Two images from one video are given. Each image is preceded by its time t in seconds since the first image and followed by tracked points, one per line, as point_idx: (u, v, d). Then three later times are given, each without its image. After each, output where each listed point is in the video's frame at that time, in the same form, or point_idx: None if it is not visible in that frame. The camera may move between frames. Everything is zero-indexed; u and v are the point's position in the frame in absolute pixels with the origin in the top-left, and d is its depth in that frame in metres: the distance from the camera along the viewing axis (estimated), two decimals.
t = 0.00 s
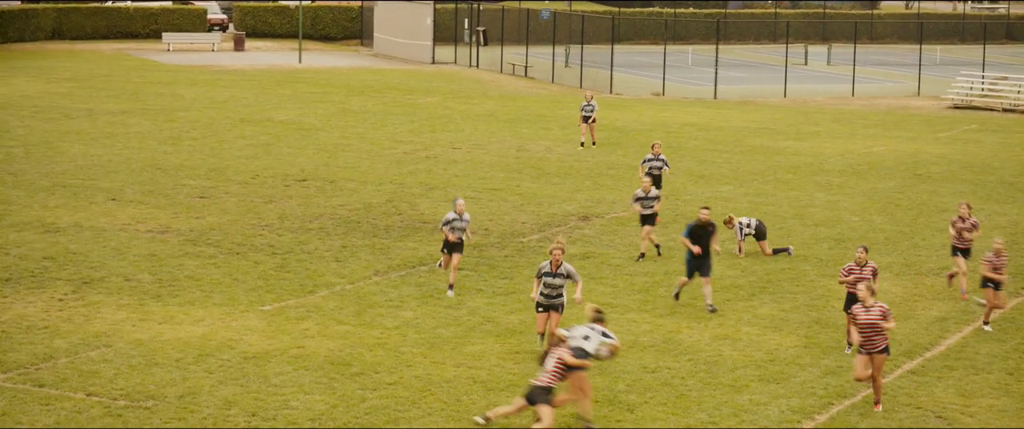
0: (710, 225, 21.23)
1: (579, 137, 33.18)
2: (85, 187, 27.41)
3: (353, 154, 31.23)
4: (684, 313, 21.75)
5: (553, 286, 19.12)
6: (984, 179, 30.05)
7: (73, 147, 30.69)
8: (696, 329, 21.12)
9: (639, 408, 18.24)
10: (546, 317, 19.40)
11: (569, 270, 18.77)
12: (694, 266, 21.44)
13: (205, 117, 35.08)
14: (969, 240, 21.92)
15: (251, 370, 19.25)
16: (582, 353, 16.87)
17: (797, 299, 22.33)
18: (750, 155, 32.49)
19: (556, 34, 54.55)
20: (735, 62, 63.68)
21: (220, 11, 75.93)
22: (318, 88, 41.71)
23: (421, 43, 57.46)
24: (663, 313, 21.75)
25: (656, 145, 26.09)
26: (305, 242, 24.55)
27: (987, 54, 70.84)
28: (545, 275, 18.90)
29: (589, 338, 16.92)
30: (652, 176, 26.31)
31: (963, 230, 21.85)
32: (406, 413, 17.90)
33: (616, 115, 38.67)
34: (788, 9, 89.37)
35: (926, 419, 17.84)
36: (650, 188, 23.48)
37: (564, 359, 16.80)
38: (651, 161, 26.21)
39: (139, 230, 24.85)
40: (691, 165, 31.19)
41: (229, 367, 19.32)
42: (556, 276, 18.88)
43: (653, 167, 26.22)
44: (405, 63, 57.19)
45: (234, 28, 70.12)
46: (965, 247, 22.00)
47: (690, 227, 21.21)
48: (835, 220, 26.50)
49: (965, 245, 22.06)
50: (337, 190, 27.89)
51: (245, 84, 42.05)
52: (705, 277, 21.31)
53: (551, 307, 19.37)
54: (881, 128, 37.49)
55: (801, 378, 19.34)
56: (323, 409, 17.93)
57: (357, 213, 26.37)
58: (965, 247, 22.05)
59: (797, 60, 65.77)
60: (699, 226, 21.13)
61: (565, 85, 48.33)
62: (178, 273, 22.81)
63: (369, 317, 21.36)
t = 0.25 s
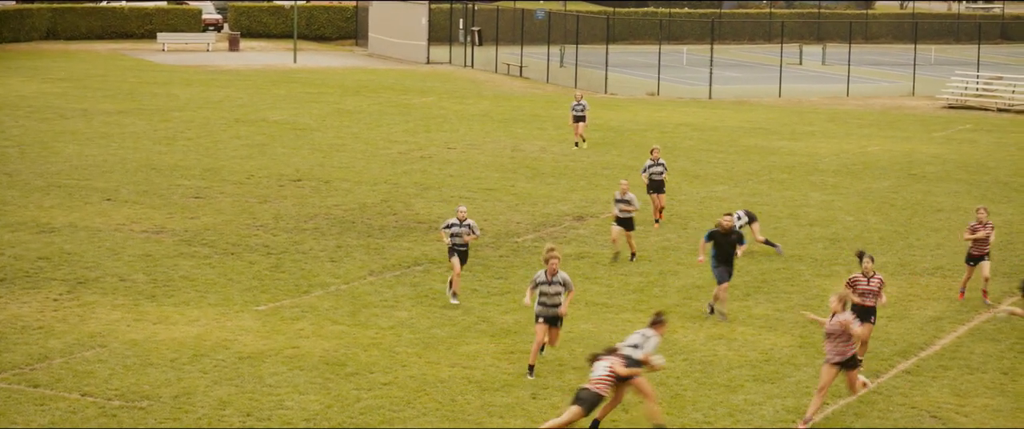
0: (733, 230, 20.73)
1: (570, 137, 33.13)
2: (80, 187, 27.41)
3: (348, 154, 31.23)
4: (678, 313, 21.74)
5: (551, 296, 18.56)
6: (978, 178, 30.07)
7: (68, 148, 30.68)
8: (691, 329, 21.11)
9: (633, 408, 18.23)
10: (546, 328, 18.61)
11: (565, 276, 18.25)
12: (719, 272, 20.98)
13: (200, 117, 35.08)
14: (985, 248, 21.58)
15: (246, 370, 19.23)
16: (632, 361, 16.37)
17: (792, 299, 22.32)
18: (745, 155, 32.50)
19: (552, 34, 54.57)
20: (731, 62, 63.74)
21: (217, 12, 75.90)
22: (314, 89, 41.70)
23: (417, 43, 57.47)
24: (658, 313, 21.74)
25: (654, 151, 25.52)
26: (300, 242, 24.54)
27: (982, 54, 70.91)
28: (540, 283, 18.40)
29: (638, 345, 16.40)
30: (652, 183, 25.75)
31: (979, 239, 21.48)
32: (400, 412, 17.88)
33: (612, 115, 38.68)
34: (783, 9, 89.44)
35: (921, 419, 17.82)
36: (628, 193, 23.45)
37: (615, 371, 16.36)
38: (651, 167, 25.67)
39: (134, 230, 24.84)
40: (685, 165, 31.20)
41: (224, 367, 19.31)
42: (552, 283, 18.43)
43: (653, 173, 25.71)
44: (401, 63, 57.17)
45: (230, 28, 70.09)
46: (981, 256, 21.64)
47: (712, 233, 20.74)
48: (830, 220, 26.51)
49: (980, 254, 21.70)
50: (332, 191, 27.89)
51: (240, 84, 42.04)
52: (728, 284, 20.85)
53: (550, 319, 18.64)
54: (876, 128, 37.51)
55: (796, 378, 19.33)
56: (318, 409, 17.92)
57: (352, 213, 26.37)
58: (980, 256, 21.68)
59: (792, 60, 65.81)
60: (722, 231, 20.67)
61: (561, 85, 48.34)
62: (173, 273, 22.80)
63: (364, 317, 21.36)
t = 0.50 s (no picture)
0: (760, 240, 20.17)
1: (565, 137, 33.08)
2: (79, 186, 27.41)
3: (347, 153, 31.23)
4: (677, 313, 21.74)
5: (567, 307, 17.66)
6: (977, 178, 30.07)
7: (67, 147, 30.68)
8: (690, 329, 21.12)
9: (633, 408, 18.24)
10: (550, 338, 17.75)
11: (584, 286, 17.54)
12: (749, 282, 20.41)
13: (199, 116, 35.07)
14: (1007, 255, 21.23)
15: (245, 369, 19.23)
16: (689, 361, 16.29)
17: (790, 299, 22.33)
18: (744, 154, 32.51)
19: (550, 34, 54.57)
20: (729, 62, 63.74)
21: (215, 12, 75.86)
22: (312, 88, 41.68)
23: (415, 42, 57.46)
24: (657, 312, 21.74)
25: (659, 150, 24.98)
26: (299, 242, 24.54)
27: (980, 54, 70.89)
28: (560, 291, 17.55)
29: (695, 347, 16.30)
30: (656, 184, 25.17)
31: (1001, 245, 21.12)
32: (399, 412, 17.88)
33: (610, 115, 38.68)
34: (782, 9, 89.48)
35: (920, 418, 17.82)
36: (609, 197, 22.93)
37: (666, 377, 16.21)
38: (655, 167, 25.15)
39: (133, 229, 24.85)
40: (684, 165, 31.20)
41: (223, 367, 19.31)
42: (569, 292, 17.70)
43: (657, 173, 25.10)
44: (398, 62, 57.15)
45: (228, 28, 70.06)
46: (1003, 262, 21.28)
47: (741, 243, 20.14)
48: (828, 220, 26.51)
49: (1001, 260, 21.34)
50: (331, 190, 27.88)
51: (239, 84, 42.02)
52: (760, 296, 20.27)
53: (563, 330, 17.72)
54: (874, 128, 37.51)
55: (795, 378, 19.33)
56: (317, 409, 17.92)
57: (351, 212, 26.36)
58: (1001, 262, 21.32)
59: (791, 60, 65.80)
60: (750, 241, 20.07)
61: (559, 84, 48.34)
62: (172, 273, 22.80)
63: (363, 317, 21.36)
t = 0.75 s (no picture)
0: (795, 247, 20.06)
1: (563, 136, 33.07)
2: (78, 186, 27.41)
3: (347, 153, 31.22)
4: (677, 312, 21.75)
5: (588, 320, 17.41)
6: (977, 178, 30.06)
7: (67, 147, 30.67)
8: (689, 328, 21.12)
9: (632, 407, 18.24)
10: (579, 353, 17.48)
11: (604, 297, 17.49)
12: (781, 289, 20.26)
13: (199, 116, 35.06)
14: None
15: (244, 369, 19.23)
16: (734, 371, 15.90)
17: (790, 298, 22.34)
18: (743, 154, 32.51)
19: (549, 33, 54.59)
20: (728, 62, 63.72)
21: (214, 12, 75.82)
22: (312, 87, 41.67)
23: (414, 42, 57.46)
24: (656, 312, 21.75)
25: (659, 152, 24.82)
26: (299, 242, 24.54)
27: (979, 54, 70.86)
28: (579, 303, 17.39)
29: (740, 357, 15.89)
30: (655, 185, 25.02)
31: None
32: (399, 412, 17.88)
33: (610, 114, 38.68)
34: (782, 8, 89.43)
35: (919, 418, 17.83)
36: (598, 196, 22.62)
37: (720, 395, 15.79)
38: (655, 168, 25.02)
39: (132, 229, 24.85)
40: (684, 164, 31.20)
41: (223, 366, 19.31)
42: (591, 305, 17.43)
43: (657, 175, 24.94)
44: (398, 62, 57.12)
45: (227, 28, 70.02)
46: None
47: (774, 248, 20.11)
48: (828, 219, 26.51)
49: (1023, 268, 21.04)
50: (330, 190, 27.88)
51: (238, 83, 42.01)
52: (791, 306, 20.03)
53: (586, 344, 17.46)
54: (874, 127, 37.50)
55: (795, 378, 19.34)
56: (317, 408, 17.92)
57: (350, 212, 26.36)
58: None
59: (790, 59, 65.77)
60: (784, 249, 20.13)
61: (558, 84, 48.34)
62: (172, 272, 22.80)
63: (363, 316, 21.36)
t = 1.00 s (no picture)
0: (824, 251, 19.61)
1: (557, 136, 33.07)
2: (73, 186, 27.39)
3: (342, 153, 31.22)
4: (672, 312, 21.75)
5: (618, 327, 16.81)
6: (972, 178, 30.07)
7: (62, 147, 30.65)
8: (684, 328, 21.12)
9: (627, 406, 18.24)
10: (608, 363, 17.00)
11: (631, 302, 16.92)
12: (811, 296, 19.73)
13: (193, 116, 35.04)
14: None
15: (239, 369, 19.22)
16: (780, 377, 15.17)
17: (785, 298, 22.33)
18: (738, 154, 32.51)
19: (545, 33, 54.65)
20: (725, 62, 63.70)
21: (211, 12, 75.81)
22: (307, 87, 41.67)
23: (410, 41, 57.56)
24: (651, 312, 21.74)
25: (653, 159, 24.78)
26: (294, 241, 24.53)
27: (975, 54, 70.92)
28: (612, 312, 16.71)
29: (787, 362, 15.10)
30: (649, 192, 24.87)
31: None
32: (393, 412, 17.87)
33: (606, 114, 38.68)
34: (777, 8, 89.49)
35: (914, 417, 17.82)
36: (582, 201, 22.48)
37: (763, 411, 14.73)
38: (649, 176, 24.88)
39: (127, 229, 24.83)
40: (679, 164, 31.21)
41: (218, 366, 19.30)
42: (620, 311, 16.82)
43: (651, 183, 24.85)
44: (395, 62, 57.11)
45: (223, 27, 70.05)
46: None
47: (803, 255, 19.57)
48: (823, 219, 26.51)
49: None
50: (325, 190, 27.87)
51: (234, 83, 42.00)
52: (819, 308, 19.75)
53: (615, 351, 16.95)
54: (869, 127, 37.51)
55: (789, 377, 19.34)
56: (311, 408, 17.90)
57: (345, 212, 26.36)
58: None
59: (785, 59, 65.80)
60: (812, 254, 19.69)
61: (554, 83, 48.35)
62: (167, 272, 22.79)
63: (358, 316, 21.35)
